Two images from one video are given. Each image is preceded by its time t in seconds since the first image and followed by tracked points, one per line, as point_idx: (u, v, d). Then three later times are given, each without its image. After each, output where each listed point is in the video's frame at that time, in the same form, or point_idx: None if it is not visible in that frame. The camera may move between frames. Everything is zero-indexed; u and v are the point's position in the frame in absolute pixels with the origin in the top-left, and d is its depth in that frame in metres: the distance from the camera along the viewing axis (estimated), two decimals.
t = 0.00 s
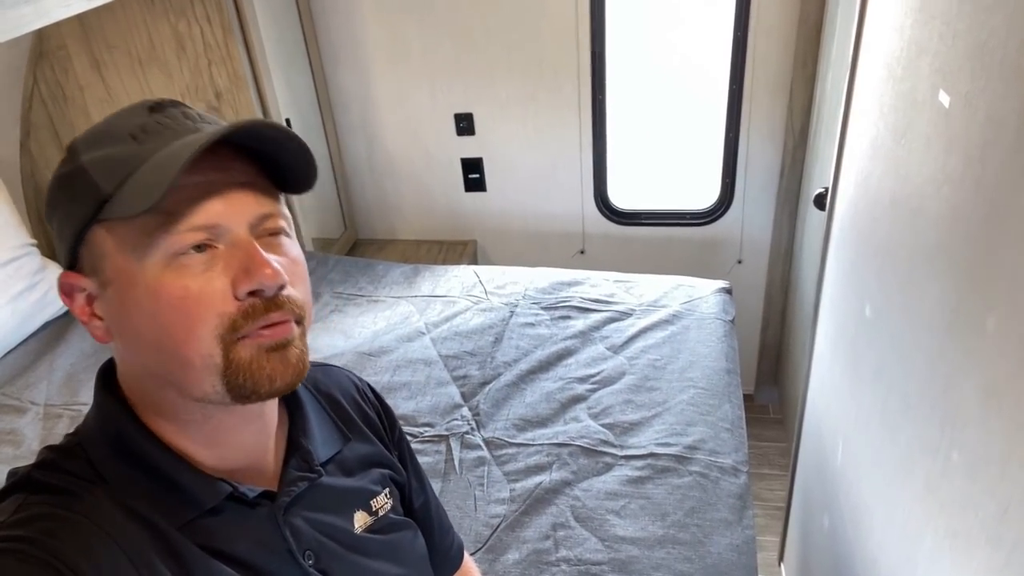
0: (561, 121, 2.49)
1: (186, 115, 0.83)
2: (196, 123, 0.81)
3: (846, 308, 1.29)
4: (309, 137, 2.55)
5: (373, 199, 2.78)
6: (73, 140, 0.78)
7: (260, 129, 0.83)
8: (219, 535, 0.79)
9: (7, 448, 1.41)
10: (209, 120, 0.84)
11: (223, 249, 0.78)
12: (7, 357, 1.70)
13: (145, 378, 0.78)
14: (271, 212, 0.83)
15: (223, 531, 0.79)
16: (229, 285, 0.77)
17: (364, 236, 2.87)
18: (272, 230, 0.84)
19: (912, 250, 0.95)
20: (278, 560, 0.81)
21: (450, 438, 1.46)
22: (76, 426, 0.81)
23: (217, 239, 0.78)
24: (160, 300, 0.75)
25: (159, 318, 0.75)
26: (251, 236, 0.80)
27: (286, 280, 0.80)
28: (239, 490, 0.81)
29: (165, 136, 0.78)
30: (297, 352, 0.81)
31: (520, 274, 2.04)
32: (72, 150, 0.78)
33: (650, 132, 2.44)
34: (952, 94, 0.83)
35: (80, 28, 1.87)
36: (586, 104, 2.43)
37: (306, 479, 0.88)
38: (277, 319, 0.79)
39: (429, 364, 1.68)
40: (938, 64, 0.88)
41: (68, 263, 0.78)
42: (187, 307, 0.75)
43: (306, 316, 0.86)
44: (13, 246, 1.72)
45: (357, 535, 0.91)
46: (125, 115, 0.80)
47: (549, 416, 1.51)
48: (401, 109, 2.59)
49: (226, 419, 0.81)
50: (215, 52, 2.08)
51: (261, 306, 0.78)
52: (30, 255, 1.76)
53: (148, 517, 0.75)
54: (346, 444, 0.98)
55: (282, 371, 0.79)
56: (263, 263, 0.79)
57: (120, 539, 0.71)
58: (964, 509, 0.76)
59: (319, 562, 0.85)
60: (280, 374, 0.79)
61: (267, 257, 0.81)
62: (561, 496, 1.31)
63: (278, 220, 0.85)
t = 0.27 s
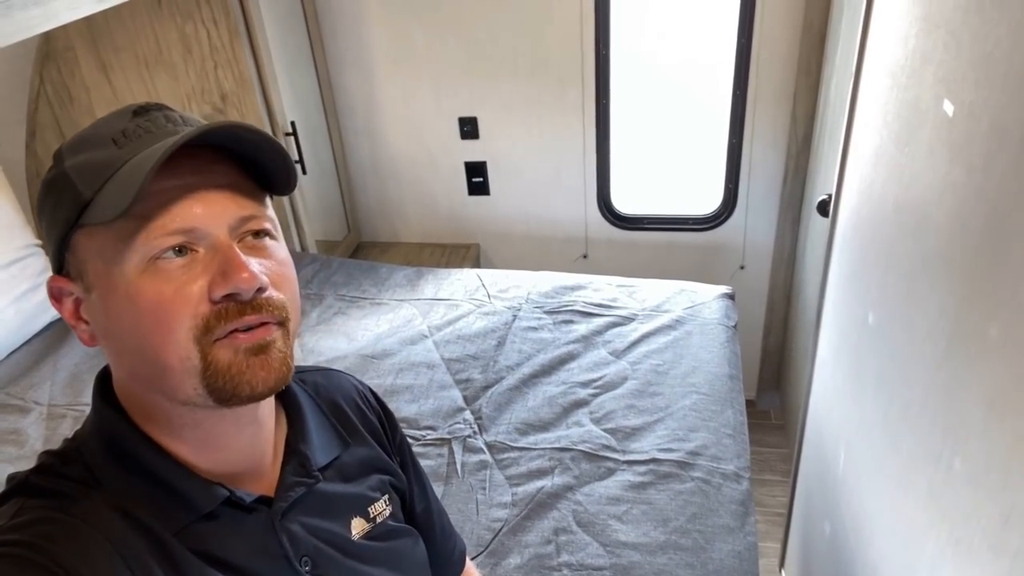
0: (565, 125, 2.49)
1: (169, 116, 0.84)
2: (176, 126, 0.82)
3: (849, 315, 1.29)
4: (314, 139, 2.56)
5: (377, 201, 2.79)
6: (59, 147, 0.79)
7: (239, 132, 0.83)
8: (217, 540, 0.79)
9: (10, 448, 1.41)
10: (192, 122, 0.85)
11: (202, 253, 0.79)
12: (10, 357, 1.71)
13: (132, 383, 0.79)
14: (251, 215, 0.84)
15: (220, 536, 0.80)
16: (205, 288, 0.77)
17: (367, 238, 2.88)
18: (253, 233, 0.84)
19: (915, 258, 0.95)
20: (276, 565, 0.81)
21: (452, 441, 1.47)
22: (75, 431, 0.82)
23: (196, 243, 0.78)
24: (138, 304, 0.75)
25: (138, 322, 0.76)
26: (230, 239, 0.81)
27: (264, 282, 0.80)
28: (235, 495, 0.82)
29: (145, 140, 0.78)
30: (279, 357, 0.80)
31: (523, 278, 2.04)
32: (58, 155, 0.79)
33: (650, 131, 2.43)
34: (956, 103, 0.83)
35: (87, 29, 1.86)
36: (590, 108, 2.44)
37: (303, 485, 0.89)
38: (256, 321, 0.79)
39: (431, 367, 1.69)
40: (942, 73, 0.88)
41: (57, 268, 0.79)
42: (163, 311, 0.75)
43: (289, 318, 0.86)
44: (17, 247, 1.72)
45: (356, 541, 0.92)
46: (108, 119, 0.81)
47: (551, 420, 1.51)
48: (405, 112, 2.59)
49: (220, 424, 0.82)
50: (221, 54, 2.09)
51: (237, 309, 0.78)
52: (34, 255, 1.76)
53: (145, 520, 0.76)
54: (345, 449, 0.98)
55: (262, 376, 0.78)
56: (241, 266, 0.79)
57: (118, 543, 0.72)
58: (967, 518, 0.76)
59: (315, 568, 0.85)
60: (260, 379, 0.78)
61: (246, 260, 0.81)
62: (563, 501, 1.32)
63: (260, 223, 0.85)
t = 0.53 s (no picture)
0: (567, 123, 2.49)
1: (182, 123, 0.82)
2: (186, 134, 0.80)
3: (853, 313, 1.28)
4: (317, 139, 2.56)
5: (379, 201, 2.79)
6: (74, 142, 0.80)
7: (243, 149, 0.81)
8: (212, 541, 0.79)
9: (15, 449, 1.41)
10: (206, 130, 0.82)
11: (190, 265, 0.78)
12: (14, 358, 1.71)
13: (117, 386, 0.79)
14: (247, 232, 0.82)
15: (215, 537, 0.80)
16: (186, 303, 0.76)
17: (370, 238, 2.88)
18: (248, 249, 0.82)
19: (920, 254, 0.95)
20: (272, 566, 0.81)
21: (455, 441, 1.46)
22: (69, 432, 0.82)
23: (185, 255, 0.78)
24: (121, 311, 0.75)
25: (118, 329, 0.76)
26: (221, 255, 0.80)
27: (246, 302, 0.79)
28: (230, 495, 0.82)
29: (149, 147, 0.77)
30: (255, 383, 0.79)
31: (526, 277, 2.04)
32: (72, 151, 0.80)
33: (651, 132, 2.44)
34: (960, 99, 0.83)
35: (88, 30, 1.90)
36: (592, 106, 2.43)
37: (298, 485, 0.89)
38: (233, 343, 0.78)
39: (434, 367, 1.68)
40: (946, 67, 0.87)
41: (63, 261, 0.81)
42: (141, 322, 0.75)
43: (278, 341, 0.84)
44: (20, 248, 1.72)
45: (352, 541, 0.92)
46: (124, 121, 0.81)
47: (554, 419, 1.50)
48: (407, 111, 2.59)
49: (212, 429, 0.81)
50: (223, 55, 2.06)
51: (215, 328, 0.77)
52: (38, 257, 1.76)
53: (138, 522, 0.75)
54: (342, 449, 0.98)
55: (231, 400, 0.77)
56: (223, 285, 0.78)
57: (113, 544, 0.72)
58: (972, 516, 0.76)
59: (312, 568, 0.85)
60: (230, 403, 0.77)
61: (233, 279, 0.80)
62: (567, 500, 1.31)
63: (257, 240, 0.83)
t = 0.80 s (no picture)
0: (567, 118, 2.48)
1: (211, 126, 0.84)
2: (215, 137, 0.82)
3: (855, 305, 1.28)
4: (317, 137, 2.56)
5: (380, 199, 2.79)
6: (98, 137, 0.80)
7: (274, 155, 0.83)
8: (207, 540, 0.79)
9: (18, 448, 1.42)
10: (234, 135, 0.85)
11: (213, 265, 0.78)
12: (18, 359, 1.71)
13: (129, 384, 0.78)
14: (268, 237, 0.83)
15: (210, 536, 0.80)
16: (209, 302, 0.77)
17: (372, 236, 2.88)
18: (267, 254, 0.83)
19: (921, 246, 0.94)
20: (267, 566, 0.82)
21: (457, 438, 1.46)
22: (65, 431, 0.82)
23: (208, 254, 0.78)
24: (142, 306, 0.75)
25: (137, 325, 0.75)
26: (244, 257, 0.81)
27: (269, 304, 0.79)
28: (224, 495, 0.82)
29: (181, 146, 0.79)
30: (271, 388, 0.79)
31: (527, 273, 2.03)
32: (96, 146, 0.80)
33: (651, 129, 2.44)
34: (959, 89, 0.82)
35: (88, 29, 1.89)
36: (592, 101, 2.43)
37: (293, 484, 0.89)
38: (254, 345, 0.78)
39: (435, 364, 1.68)
40: (945, 57, 0.87)
41: (75, 254, 0.80)
42: (163, 319, 0.75)
43: (292, 347, 0.85)
44: (22, 249, 1.73)
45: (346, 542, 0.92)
46: (151, 118, 0.82)
47: (556, 415, 1.50)
48: (407, 108, 2.59)
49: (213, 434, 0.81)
50: (222, 53, 2.07)
51: (238, 329, 0.78)
52: (40, 257, 1.77)
53: (132, 522, 0.75)
54: (334, 447, 0.99)
55: (248, 405, 0.77)
56: (247, 286, 0.78)
57: (106, 543, 0.72)
58: (974, 508, 0.75)
59: (306, 567, 0.85)
60: (247, 407, 0.77)
61: (256, 280, 0.80)
62: (569, 496, 1.31)
63: (277, 245, 0.84)
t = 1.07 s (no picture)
0: (571, 119, 2.48)
1: (222, 135, 0.83)
2: (227, 148, 0.82)
3: (860, 306, 1.28)
4: (321, 139, 2.56)
5: (383, 200, 2.79)
6: (107, 139, 0.80)
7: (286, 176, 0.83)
8: (209, 539, 0.80)
9: (23, 450, 1.42)
10: (246, 145, 0.84)
11: (216, 277, 0.79)
12: (22, 360, 1.72)
13: (128, 387, 0.79)
14: (271, 250, 0.83)
15: (213, 533, 0.80)
16: (212, 315, 0.77)
17: (375, 237, 2.88)
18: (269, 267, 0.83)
19: (926, 246, 0.94)
20: (271, 562, 0.82)
21: (460, 438, 1.46)
22: (62, 435, 0.82)
23: (212, 265, 0.78)
24: (144, 314, 0.75)
25: (139, 332, 0.75)
26: (248, 271, 0.81)
27: (269, 319, 0.80)
28: (224, 493, 0.82)
29: (190, 157, 0.79)
30: (265, 401, 0.80)
31: (531, 274, 2.03)
32: (104, 147, 0.80)
33: (654, 130, 2.44)
34: (963, 89, 0.82)
35: (91, 31, 1.91)
36: (595, 103, 2.43)
37: (295, 477, 0.90)
38: (252, 361, 0.79)
39: (439, 365, 1.68)
40: (950, 58, 0.87)
41: (75, 253, 0.80)
42: (166, 328, 0.75)
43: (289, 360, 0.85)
44: (26, 251, 1.73)
45: (352, 538, 0.92)
46: (163, 122, 0.82)
47: (560, 416, 1.50)
48: (411, 109, 2.59)
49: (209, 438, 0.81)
50: (225, 56, 2.06)
51: (239, 344, 0.78)
52: (44, 259, 1.77)
53: (130, 524, 0.75)
54: (335, 441, 0.99)
55: (241, 415, 0.78)
56: (249, 300, 0.79)
57: (103, 546, 0.72)
58: (980, 509, 0.75)
59: (312, 561, 0.85)
60: (240, 418, 0.78)
61: (258, 294, 0.80)
62: (573, 497, 1.31)
63: (279, 259, 0.84)
